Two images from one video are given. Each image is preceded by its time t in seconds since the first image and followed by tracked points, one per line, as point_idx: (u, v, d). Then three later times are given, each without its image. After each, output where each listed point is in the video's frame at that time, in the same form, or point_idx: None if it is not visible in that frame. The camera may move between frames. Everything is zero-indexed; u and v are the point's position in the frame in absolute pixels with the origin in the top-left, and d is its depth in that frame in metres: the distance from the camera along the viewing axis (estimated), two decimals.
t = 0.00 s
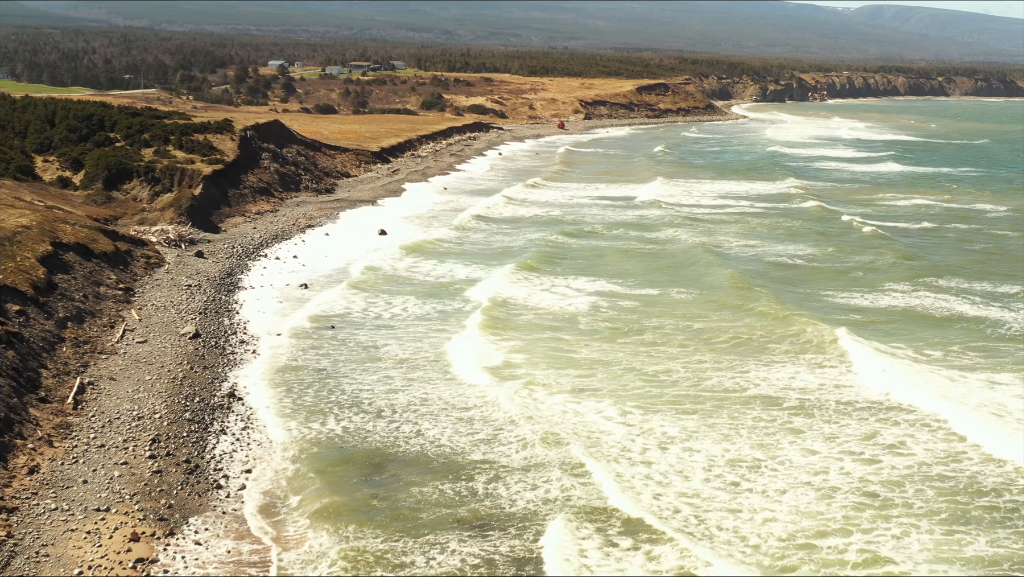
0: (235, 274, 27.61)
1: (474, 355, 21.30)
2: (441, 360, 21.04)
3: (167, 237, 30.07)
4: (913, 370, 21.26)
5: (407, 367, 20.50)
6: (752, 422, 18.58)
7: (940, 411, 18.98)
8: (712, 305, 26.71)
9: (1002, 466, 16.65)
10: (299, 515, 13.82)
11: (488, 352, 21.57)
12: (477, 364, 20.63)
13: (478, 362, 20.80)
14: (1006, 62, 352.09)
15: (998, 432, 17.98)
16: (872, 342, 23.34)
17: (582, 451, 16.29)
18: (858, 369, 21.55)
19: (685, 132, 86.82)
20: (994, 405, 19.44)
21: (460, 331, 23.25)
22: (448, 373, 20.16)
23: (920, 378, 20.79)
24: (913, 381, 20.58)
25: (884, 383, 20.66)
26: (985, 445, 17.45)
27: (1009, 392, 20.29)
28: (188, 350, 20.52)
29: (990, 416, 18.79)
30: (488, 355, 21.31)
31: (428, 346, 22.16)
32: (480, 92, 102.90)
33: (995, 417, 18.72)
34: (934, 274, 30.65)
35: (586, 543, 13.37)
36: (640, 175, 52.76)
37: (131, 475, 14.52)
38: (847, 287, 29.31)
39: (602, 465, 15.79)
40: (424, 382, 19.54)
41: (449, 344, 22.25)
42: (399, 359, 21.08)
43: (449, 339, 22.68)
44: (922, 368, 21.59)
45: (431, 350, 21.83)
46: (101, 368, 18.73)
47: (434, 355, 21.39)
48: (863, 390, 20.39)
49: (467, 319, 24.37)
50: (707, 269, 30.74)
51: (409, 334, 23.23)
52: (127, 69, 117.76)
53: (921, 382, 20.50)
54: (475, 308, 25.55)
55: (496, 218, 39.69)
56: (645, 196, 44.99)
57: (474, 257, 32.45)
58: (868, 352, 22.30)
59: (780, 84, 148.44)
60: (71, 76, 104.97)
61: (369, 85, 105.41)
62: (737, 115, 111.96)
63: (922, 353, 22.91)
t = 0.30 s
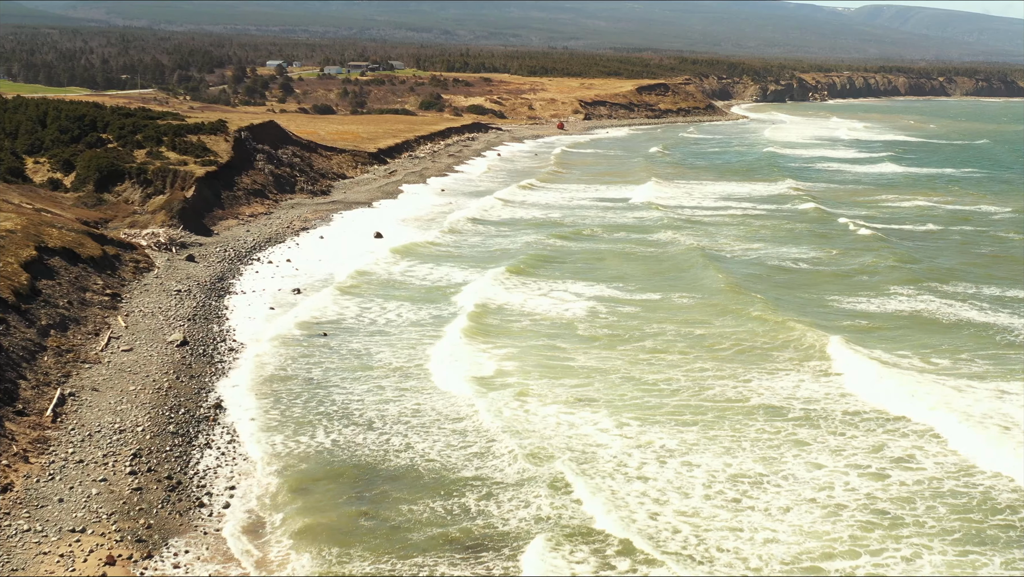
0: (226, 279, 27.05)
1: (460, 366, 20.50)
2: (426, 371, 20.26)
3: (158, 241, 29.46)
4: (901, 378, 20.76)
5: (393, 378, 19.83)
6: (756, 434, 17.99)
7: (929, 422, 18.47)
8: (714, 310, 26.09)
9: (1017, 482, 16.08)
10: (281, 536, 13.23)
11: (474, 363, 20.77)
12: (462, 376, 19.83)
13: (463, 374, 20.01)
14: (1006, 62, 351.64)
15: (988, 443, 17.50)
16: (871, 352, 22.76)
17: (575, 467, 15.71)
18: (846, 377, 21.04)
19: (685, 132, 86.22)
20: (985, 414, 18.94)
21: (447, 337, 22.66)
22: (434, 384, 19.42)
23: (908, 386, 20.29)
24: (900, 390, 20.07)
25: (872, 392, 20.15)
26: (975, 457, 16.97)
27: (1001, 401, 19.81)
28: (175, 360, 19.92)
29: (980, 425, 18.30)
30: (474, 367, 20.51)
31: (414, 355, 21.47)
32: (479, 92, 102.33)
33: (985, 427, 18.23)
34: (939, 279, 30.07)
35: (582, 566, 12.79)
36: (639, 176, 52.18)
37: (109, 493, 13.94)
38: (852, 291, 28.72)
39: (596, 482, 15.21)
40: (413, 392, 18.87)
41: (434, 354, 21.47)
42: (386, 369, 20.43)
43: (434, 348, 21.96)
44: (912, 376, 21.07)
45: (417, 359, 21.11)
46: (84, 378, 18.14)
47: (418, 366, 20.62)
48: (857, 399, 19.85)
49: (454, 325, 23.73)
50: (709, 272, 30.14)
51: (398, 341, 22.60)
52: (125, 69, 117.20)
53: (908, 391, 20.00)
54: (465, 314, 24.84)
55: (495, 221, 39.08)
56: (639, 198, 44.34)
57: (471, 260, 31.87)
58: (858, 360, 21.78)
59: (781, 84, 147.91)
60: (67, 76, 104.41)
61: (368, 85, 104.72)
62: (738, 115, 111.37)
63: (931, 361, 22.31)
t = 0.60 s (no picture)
0: (217, 284, 26.47)
1: (447, 377, 19.82)
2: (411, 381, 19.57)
3: (148, 245, 28.86)
4: (891, 387, 20.23)
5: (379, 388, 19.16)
6: (760, 448, 17.39)
7: (921, 434, 17.94)
8: (717, 315, 25.47)
9: None
10: (262, 558, 12.66)
11: (462, 374, 20.08)
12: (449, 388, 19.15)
13: (450, 385, 19.33)
14: (1006, 61, 351.24)
15: (981, 456, 16.98)
16: (869, 361, 22.20)
17: (569, 484, 15.15)
18: (834, 386, 20.48)
19: (686, 133, 85.58)
20: (978, 425, 18.43)
21: (431, 344, 22.06)
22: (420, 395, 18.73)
23: (896, 396, 19.78)
24: (890, 399, 19.54)
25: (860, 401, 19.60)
26: (969, 470, 16.44)
27: (994, 410, 19.31)
28: (161, 370, 19.32)
29: (972, 437, 17.78)
30: (463, 377, 19.83)
31: (398, 363, 20.81)
32: (479, 92, 101.72)
33: (977, 439, 17.73)
34: (945, 283, 29.49)
35: None
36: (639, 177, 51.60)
37: (86, 512, 13.34)
38: (858, 295, 28.11)
39: (590, 500, 14.66)
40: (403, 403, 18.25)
41: (419, 362, 20.79)
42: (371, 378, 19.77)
43: (418, 355, 21.31)
44: (902, 385, 20.55)
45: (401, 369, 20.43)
46: (65, 390, 17.54)
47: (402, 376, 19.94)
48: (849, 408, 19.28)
49: (439, 331, 23.13)
50: (710, 277, 29.56)
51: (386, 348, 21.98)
52: (122, 69, 116.67)
53: (898, 401, 19.48)
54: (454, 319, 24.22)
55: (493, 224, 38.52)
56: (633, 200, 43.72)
57: (466, 264, 31.34)
58: (846, 368, 21.24)
59: (781, 84, 147.35)
60: (64, 77, 103.91)
61: (366, 86, 104.05)
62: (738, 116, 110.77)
63: (941, 370, 21.71)
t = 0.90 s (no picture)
0: (208, 289, 25.89)
1: (432, 388, 19.19)
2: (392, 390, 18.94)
3: (138, 249, 28.25)
4: (878, 398, 19.61)
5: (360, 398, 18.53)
6: (764, 462, 16.81)
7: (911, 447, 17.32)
8: (719, 321, 24.84)
9: None
10: None
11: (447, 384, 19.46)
12: (433, 399, 18.52)
13: (434, 397, 18.69)
14: (1006, 61, 350.66)
15: (973, 470, 16.39)
16: (867, 370, 21.60)
17: (563, 502, 14.56)
18: (825, 396, 19.84)
19: (686, 134, 85.01)
20: (970, 437, 17.84)
21: (417, 352, 21.43)
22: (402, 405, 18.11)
23: (883, 407, 19.15)
24: (877, 411, 18.92)
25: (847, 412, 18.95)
26: (963, 486, 15.83)
27: (985, 421, 18.74)
28: (146, 380, 18.73)
29: (963, 450, 17.19)
30: (449, 389, 19.20)
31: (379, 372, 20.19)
32: (478, 93, 101.16)
33: (968, 452, 17.14)
34: (951, 290, 28.90)
35: None
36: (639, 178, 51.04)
37: (60, 534, 12.74)
38: (862, 300, 27.53)
39: (584, 520, 14.08)
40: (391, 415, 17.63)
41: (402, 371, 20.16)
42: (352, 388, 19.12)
43: (399, 363, 20.70)
44: (891, 395, 19.95)
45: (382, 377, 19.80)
46: (45, 403, 16.93)
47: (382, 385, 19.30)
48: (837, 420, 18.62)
49: (420, 338, 22.54)
50: (712, 282, 28.97)
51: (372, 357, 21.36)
52: (119, 69, 116.05)
53: (885, 412, 18.86)
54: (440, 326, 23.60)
55: (492, 226, 37.97)
56: (625, 202, 43.23)
57: (464, 267, 30.79)
58: (832, 378, 20.60)
59: (782, 85, 146.78)
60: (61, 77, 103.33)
61: (364, 86, 103.47)
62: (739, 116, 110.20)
63: (949, 378, 21.15)
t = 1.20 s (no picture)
0: (197, 295, 25.29)
1: (417, 400, 18.54)
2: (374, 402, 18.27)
3: (126, 253, 27.63)
4: (869, 410, 19.00)
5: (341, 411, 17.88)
6: (768, 476, 16.21)
7: (905, 462, 16.72)
8: (721, 328, 24.21)
9: None
10: None
11: (434, 396, 18.80)
12: (417, 412, 17.90)
13: (419, 409, 18.06)
14: (1006, 61, 350.02)
15: (969, 487, 15.81)
16: (871, 380, 20.99)
17: (556, 523, 13.99)
18: (822, 407, 19.19)
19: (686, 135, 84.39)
20: (963, 450, 17.30)
21: (404, 361, 20.81)
22: (384, 418, 17.44)
23: (874, 419, 18.54)
24: (869, 423, 18.30)
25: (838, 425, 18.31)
26: (960, 504, 15.23)
27: (979, 432, 18.19)
28: (129, 391, 18.12)
29: (958, 465, 16.62)
30: (436, 400, 18.56)
31: (360, 382, 19.54)
32: (477, 93, 100.56)
33: (964, 467, 16.55)
34: (958, 295, 28.27)
35: None
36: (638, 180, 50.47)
37: (31, 559, 12.13)
38: (867, 305, 26.93)
39: (578, 542, 13.49)
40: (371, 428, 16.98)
41: (383, 381, 19.51)
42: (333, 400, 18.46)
43: (380, 373, 20.05)
44: (883, 406, 19.36)
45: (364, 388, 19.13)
46: (23, 417, 16.32)
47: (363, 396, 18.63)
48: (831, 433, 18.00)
49: (402, 346, 21.93)
50: (713, 288, 28.35)
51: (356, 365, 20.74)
52: (116, 69, 115.36)
53: (877, 425, 18.24)
54: (426, 334, 22.98)
55: (488, 229, 37.39)
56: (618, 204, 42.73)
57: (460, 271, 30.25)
58: (821, 389, 19.98)
59: (782, 85, 146.15)
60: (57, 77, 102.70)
61: (363, 86, 102.85)
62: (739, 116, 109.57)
63: (957, 388, 20.53)
